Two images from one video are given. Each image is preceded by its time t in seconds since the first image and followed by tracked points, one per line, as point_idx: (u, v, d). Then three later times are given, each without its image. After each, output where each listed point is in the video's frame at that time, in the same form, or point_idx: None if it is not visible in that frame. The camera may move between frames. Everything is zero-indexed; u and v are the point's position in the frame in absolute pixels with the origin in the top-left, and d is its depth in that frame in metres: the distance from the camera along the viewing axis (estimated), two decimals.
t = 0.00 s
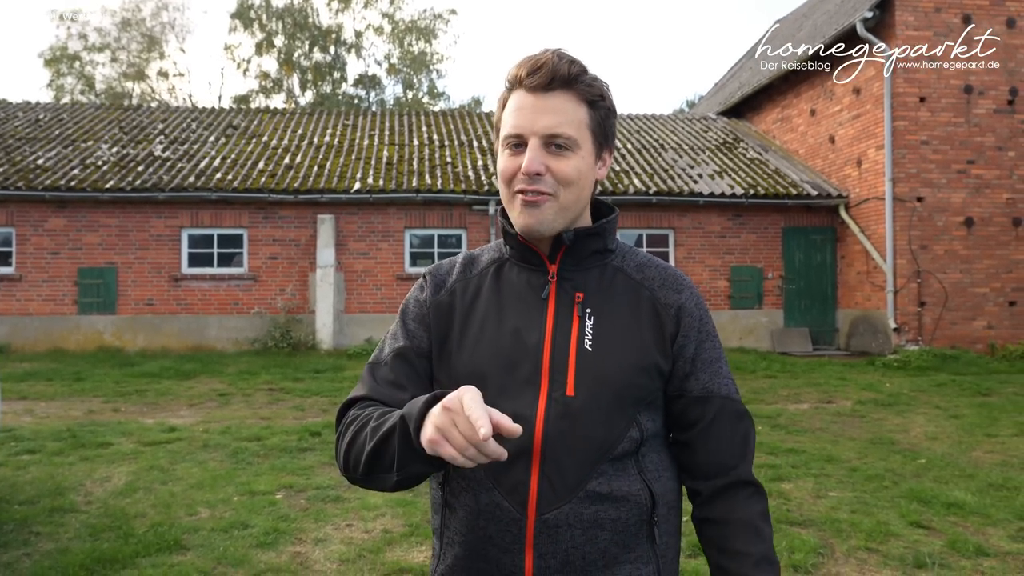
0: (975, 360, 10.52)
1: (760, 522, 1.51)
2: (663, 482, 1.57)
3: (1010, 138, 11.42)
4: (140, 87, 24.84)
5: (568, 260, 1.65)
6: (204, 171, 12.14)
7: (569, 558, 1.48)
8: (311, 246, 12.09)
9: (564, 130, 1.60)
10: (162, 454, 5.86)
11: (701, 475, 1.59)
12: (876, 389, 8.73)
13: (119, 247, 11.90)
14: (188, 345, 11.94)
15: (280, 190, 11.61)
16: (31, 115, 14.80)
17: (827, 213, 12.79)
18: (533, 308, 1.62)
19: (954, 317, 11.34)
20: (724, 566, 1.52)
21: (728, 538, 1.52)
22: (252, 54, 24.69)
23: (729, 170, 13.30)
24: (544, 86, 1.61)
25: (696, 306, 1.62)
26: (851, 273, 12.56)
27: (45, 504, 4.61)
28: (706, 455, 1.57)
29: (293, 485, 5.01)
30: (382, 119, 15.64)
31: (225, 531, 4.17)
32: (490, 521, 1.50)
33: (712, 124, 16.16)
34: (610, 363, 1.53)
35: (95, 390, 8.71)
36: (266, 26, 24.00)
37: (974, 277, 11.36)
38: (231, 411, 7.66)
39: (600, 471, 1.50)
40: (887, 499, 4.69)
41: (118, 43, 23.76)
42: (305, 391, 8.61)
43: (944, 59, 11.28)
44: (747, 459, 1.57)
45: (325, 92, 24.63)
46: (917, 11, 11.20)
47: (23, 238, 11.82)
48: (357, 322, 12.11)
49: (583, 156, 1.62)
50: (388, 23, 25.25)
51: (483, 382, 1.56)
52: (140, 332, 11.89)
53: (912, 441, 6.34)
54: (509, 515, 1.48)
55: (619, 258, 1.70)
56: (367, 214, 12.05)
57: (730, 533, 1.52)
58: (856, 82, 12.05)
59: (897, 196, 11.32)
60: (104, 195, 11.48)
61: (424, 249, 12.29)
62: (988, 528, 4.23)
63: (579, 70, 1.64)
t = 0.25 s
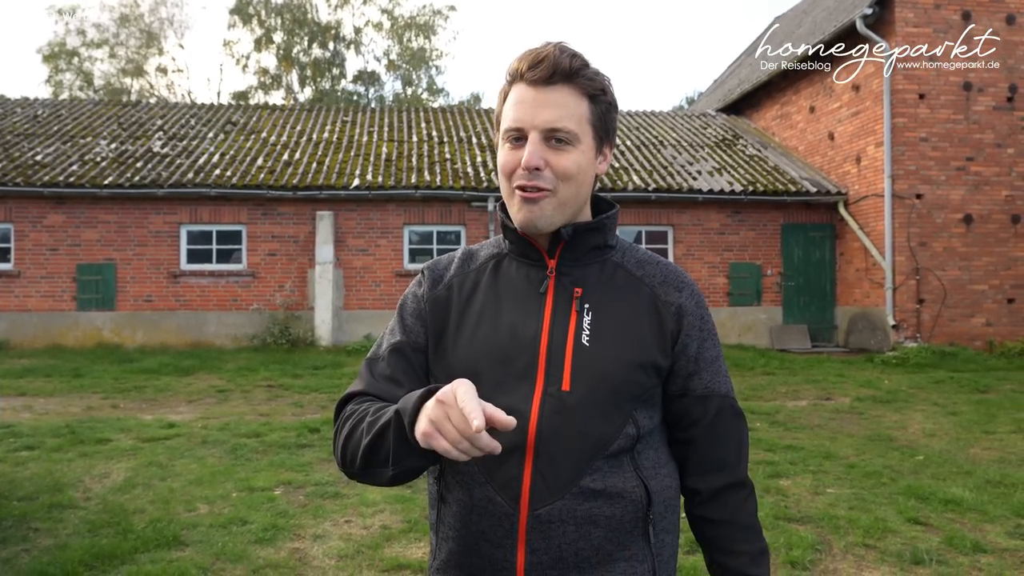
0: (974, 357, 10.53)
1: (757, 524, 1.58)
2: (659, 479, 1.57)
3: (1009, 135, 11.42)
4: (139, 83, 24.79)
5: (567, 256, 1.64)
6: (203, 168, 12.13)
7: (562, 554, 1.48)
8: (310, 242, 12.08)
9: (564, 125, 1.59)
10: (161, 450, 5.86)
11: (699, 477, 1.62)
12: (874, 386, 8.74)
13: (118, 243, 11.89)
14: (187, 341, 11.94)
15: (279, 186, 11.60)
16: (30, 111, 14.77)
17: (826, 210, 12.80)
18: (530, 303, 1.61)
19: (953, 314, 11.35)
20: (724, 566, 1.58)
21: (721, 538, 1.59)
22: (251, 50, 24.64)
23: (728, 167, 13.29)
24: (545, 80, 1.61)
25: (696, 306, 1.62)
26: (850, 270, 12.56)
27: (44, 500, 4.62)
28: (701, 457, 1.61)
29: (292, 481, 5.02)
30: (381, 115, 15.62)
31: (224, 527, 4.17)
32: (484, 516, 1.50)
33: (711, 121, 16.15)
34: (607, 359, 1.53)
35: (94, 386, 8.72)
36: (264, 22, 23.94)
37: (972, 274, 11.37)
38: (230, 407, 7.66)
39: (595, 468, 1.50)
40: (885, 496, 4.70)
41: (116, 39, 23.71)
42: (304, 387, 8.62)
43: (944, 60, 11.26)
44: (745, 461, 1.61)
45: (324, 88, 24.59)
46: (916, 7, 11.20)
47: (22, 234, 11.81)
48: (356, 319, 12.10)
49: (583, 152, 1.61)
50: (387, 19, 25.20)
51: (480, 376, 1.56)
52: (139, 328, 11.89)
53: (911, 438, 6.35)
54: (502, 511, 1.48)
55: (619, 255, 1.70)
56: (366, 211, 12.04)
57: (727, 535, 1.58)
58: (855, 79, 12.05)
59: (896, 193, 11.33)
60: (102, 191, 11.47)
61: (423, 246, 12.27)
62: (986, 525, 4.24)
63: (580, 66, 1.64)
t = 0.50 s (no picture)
0: (972, 355, 10.54)
1: (755, 523, 1.53)
2: (659, 479, 1.56)
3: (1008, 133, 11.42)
4: (137, 81, 24.74)
5: (564, 255, 1.64)
6: (202, 166, 12.11)
7: (562, 553, 1.48)
8: (309, 241, 12.07)
9: (561, 124, 1.59)
10: (160, 448, 5.86)
11: (696, 474, 1.59)
12: (873, 384, 8.75)
13: (117, 241, 11.87)
14: (186, 339, 11.94)
15: (277, 184, 11.59)
16: (28, 109, 14.74)
17: (824, 209, 12.79)
18: (528, 302, 1.61)
19: (951, 312, 11.34)
20: (717, 566, 1.53)
21: (713, 535, 1.56)
22: (250, 48, 24.60)
23: (727, 165, 13.28)
24: (539, 79, 1.60)
25: (694, 302, 1.62)
26: (848, 268, 12.57)
27: (42, 499, 4.62)
28: (697, 456, 1.58)
29: (291, 480, 5.01)
30: (380, 113, 15.61)
31: (222, 525, 4.17)
32: (483, 516, 1.50)
33: (710, 119, 16.14)
34: (605, 357, 1.53)
35: (93, 385, 8.71)
36: (263, 20, 23.90)
37: (971, 272, 11.38)
38: (228, 406, 7.66)
39: (594, 466, 1.49)
40: (883, 494, 4.71)
41: (115, 37, 23.68)
42: (303, 385, 8.62)
43: (944, 60, 11.26)
44: (745, 458, 1.58)
45: (323, 86, 24.57)
46: (916, 5, 11.15)
47: (20, 232, 11.80)
48: (355, 317, 12.10)
49: (580, 150, 1.61)
50: (386, 17, 25.17)
51: (478, 375, 1.56)
52: (138, 326, 11.88)
53: (909, 436, 6.35)
54: (502, 511, 1.48)
55: (617, 253, 1.69)
56: (365, 209, 12.03)
57: (719, 532, 1.55)
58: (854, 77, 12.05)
59: (895, 191, 11.32)
60: (101, 189, 11.45)
61: (422, 244, 12.26)
62: (984, 523, 4.24)
63: (576, 64, 1.63)
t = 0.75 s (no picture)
0: (971, 352, 10.54)
1: (748, 515, 1.50)
2: (659, 477, 1.55)
3: (1007, 131, 11.41)
4: (135, 80, 24.71)
5: (563, 252, 1.64)
6: (200, 165, 12.09)
7: (562, 553, 1.48)
8: (308, 239, 12.06)
9: (556, 115, 1.59)
10: (159, 447, 5.85)
11: (693, 471, 1.58)
12: (872, 382, 8.76)
13: (115, 240, 11.86)
14: (185, 339, 11.92)
15: (276, 183, 11.57)
16: (26, 108, 14.72)
17: (823, 207, 12.79)
18: (526, 300, 1.61)
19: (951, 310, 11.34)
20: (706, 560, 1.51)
21: (704, 528, 1.54)
22: (248, 47, 24.56)
23: (726, 163, 13.28)
24: (536, 70, 1.61)
25: (693, 297, 1.60)
26: (848, 266, 12.57)
27: (41, 498, 4.61)
28: (695, 454, 1.56)
29: (290, 478, 5.01)
30: (379, 112, 15.59)
31: (221, 524, 4.17)
32: (483, 516, 1.50)
33: (709, 117, 16.14)
34: (602, 354, 1.52)
35: (92, 384, 8.71)
36: (261, 18, 23.86)
37: (970, 270, 11.38)
38: (228, 405, 7.65)
39: (593, 465, 1.49)
40: (882, 491, 4.71)
41: (113, 36, 23.65)
42: (302, 384, 8.62)
43: (944, 59, 11.25)
44: (745, 455, 1.55)
45: (321, 85, 24.55)
46: (914, 3, 11.18)
47: (19, 231, 11.78)
48: (354, 316, 12.09)
49: (576, 141, 1.60)
50: (385, 16, 25.14)
51: (475, 373, 1.56)
52: (137, 325, 11.87)
53: (908, 434, 6.35)
54: (501, 510, 1.48)
55: (616, 250, 1.68)
56: (364, 207, 12.01)
57: (712, 522, 1.53)
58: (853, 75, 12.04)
59: (894, 189, 11.32)
60: (99, 188, 11.43)
61: (421, 243, 12.25)
62: (984, 520, 4.24)
63: (572, 57, 1.63)
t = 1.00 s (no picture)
0: (969, 349, 10.56)
1: (760, 517, 1.49)
2: (659, 477, 1.55)
3: (1005, 127, 11.42)
4: (132, 77, 24.66)
5: (557, 249, 1.63)
6: (197, 163, 12.06)
7: (559, 554, 1.47)
8: (306, 237, 12.04)
9: (555, 111, 1.59)
10: (157, 446, 5.84)
11: (698, 470, 1.57)
12: (870, 378, 8.77)
13: (113, 239, 11.83)
14: (182, 337, 11.90)
15: (274, 181, 11.55)
16: (23, 106, 14.67)
17: (821, 203, 12.80)
18: (520, 298, 1.61)
19: (948, 306, 11.37)
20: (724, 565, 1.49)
21: (718, 531, 1.53)
22: (245, 45, 24.50)
23: (723, 160, 13.28)
24: (532, 65, 1.60)
25: (692, 293, 1.59)
26: (845, 263, 12.58)
27: (39, 497, 4.60)
28: (698, 453, 1.56)
29: (289, 477, 5.01)
30: (376, 110, 15.57)
31: (220, 522, 4.16)
32: (479, 517, 1.51)
33: (706, 114, 16.13)
34: (598, 352, 1.51)
35: (90, 382, 8.70)
36: (258, 16, 23.81)
37: (968, 266, 11.39)
38: (226, 403, 7.65)
39: (591, 465, 1.48)
40: (881, 488, 4.71)
41: (110, 34, 23.57)
42: (300, 382, 8.61)
43: (944, 60, 11.27)
44: (750, 453, 1.53)
45: (319, 83, 24.50)
46: None
47: (16, 230, 11.75)
48: (352, 313, 12.08)
49: (574, 137, 1.60)
50: (382, 13, 25.08)
51: (469, 373, 1.57)
52: (134, 324, 11.85)
53: (906, 430, 6.36)
54: (497, 511, 1.49)
55: (612, 246, 1.67)
56: (361, 205, 12.00)
57: (725, 529, 1.51)
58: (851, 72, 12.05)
59: (892, 185, 11.33)
60: (96, 187, 11.40)
61: (419, 240, 12.25)
62: (982, 516, 4.24)
63: (569, 50, 1.63)
